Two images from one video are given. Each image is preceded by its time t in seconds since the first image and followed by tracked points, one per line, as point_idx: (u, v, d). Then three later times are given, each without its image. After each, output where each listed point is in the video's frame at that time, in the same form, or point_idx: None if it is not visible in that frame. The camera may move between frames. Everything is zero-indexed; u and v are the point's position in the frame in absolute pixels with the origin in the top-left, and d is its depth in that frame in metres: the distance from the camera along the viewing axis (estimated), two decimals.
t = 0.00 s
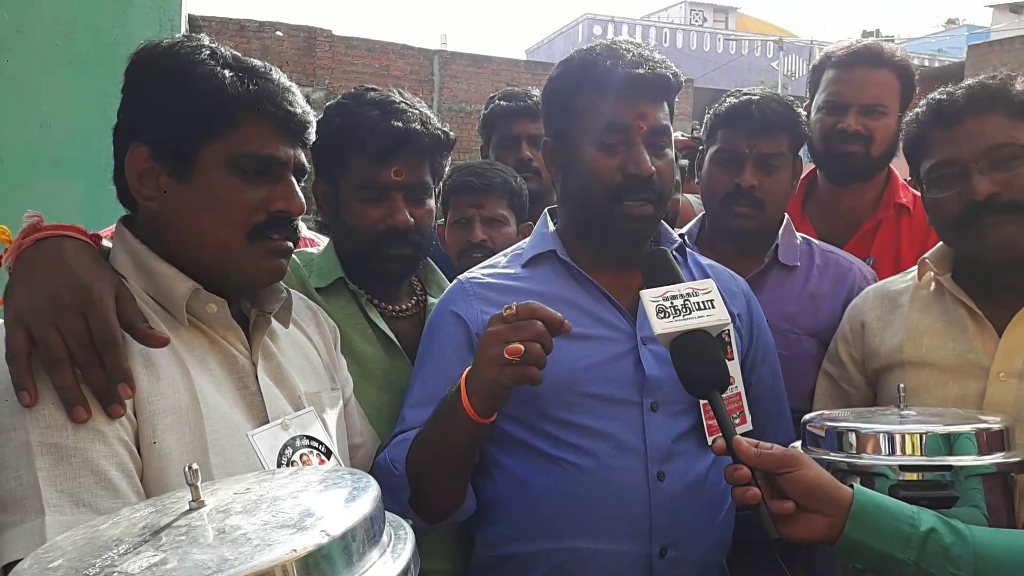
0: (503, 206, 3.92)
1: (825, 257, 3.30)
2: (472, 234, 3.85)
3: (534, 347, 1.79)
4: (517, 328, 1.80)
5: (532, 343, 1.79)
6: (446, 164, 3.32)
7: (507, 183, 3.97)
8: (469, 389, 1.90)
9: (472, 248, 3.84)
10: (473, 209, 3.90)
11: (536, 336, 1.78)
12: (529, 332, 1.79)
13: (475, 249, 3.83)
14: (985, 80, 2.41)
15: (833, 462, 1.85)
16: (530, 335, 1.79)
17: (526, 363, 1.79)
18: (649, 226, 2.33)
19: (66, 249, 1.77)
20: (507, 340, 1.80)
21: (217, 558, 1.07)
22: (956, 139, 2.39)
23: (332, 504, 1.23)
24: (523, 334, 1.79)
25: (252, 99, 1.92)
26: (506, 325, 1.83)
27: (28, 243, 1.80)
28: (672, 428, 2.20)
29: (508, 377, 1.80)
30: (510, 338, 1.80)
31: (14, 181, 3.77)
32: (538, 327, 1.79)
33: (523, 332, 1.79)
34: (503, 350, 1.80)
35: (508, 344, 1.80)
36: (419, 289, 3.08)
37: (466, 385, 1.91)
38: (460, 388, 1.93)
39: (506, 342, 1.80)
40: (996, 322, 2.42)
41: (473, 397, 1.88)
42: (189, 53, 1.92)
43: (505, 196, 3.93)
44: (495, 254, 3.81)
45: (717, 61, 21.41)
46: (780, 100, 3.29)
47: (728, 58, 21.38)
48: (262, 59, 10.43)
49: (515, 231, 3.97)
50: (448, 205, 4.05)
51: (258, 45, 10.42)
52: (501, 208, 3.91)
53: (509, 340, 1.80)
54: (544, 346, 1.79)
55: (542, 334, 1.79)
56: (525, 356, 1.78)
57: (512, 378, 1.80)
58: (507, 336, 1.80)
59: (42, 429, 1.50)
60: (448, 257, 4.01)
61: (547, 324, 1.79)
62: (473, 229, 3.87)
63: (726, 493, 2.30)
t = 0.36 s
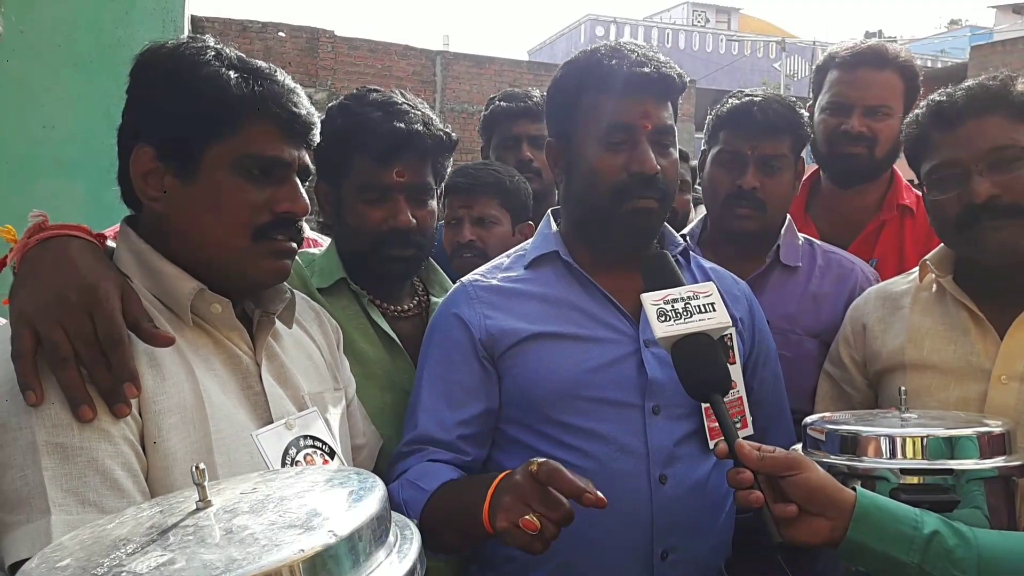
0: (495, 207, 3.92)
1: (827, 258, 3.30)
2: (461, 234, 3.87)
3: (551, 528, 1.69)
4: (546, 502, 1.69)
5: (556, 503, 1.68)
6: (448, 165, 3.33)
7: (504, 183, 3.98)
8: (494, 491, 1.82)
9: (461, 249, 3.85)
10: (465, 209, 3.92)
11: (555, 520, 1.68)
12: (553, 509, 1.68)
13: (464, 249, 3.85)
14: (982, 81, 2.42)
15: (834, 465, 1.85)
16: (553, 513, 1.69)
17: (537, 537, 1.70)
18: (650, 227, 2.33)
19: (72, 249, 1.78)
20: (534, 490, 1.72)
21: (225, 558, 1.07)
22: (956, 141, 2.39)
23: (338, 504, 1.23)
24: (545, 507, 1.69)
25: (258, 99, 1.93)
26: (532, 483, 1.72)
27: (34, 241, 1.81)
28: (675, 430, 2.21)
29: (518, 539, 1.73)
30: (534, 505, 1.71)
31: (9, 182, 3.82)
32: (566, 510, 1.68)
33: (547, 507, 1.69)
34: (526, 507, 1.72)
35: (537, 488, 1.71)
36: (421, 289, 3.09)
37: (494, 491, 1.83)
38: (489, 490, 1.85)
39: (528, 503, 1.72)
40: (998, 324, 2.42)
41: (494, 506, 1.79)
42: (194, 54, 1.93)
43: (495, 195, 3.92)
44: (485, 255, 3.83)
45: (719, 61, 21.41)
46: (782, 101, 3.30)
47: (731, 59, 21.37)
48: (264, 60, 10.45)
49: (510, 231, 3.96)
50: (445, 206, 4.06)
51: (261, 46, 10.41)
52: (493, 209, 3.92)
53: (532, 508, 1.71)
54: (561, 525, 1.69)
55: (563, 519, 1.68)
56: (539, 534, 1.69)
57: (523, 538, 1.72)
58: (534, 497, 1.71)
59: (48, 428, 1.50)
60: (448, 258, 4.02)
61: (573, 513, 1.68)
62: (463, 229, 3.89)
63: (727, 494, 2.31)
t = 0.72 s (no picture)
0: (489, 203, 3.91)
1: (828, 254, 3.30)
2: (453, 230, 3.89)
3: (557, 451, 1.74)
4: (549, 425, 1.74)
5: (559, 426, 1.73)
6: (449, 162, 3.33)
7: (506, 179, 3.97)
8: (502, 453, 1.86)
9: (454, 245, 3.89)
10: (456, 205, 3.93)
11: (561, 441, 1.73)
12: (556, 430, 1.73)
13: (456, 246, 3.89)
14: (978, 79, 2.41)
15: (834, 463, 1.85)
16: (557, 437, 1.73)
17: (545, 463, 1.75)
18: (649, 225, 2.33)
19: (71, 247, 1.78)
20: (534, 419, 1.76)
21: (225, 557, 1.07)
22: (954, 138, 2.39)
23: (338, 503, 1.23)
24: (549, 431, 1.74)
25: (258, 98, 1.92)
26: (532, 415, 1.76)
27: (33, 240, 1.81)
28: (675, 428, 2.21)
29: (529, 471, 1.77)
30: (537, 432, 1.75)
31: (11, 184, 3.79)
32: (569, 430, 1.73)
33: (550, 432, 1.74)
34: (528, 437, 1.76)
35: (536, 417, 1.75)
36: (421, 287, 3.08)
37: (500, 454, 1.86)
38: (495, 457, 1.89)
39: (531, 433, 1.75)
40: (999, 321, 2.42)
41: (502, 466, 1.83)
42: (194, 53, 1.93)
43: (489, 192, 3.91)
44: (475, 251, 3.86)
45: (720, 58, 21.38)
46: (783, 98, 3.29)
47: (731, 56, 21.35)
48: (265, 59, 10.44)
49: (507, 228, 3.94)
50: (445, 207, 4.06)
51: (261, 44, 10.37)
52: (486, 206, 3.90)
53: (536, 435, 1.75)
54: (568, 450, 1.74)
55: (573, 435, 1.73)
56: (547, 458, 1.74)
57: (531, 466, 1.76)
58: (537, 427, 1.75)
59: (48, 427, 1.50)
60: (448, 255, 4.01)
61: (578, 431, 1.73)
62: (455, 225, 3.91)
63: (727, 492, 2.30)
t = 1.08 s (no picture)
0: (499, 206, 3.91)
1: (825, 256, 3.30)
2: (466, 235, 3.86)
3: (550, 516, 1.67)
4: (544, 490, 1.68)
5: (552, 492, 1.66)
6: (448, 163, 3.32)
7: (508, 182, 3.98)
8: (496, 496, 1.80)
9: (465, 250, 3.86)
10: (467, 209, 3.91)
11: (553, 507, 1.67)
12: (549, 496, 1.66)
13: (468, 250, 3.85)
14: (971, 80, 2.40)
15: (832, 465, 1.85)
16: (550, 500, 1.67)
17: (536, 526, 1.69)
18: (646, 226, 2.32)
19: (67, 249, 1.77)
20: (529, 478, 1.71)
21: (218, 558, 1.07)
22: (947, 140, 2.39)
23: (332, 504, 1.23)
24: (542, 495, 1.68)
25: (255, 98, 1.92)
26: (527, 473, 1.72)
27: (29, 242, 1.81)
28: (673, 430, 2.20)
29: (519, 532, 1.72)
30: (531, 495, 1.70)
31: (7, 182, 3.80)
32: (564, 493, 1.66)
33: (544, 494, 1.68)
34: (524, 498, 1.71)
35: (532, 477, 1.71)
36: (420, 288, 3.08)
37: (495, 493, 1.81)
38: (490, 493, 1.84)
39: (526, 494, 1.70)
40: (996, 323, 2.42)
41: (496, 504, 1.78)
42: (192, 52, 1.92)
43: (499, 194, 3.91)
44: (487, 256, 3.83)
45: (718, 59, 21.39)
46: (780, 99, 3.29)
47: (730, 57, 21.36)
48: (263, 59, 10.43)
49: (514, 232, 3.98)
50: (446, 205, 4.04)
51: (259, 45, 10.32)
52: (494, 208, 3.91)
53: (530, 497, 1.70)
54: (561, 515, 1.67)
55: (564, 503, 1.66)
56: (538, 522, 1.68)
57: (523, 529, 1.71)
58: (532, 488, 1.70)
59: (42, 430, 1.50)
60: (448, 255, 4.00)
61: (573, 500, 1.66)
62: (467, 229, 3.88)
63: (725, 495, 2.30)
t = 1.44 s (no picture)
0: (510, 206, 3.92)
1: (829, 255, 3.29)
2: (477, 235, 3.84)
3: (545, 562, 1.66)
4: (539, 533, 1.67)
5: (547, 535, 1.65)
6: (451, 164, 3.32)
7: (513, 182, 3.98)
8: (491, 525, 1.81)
9: (476, 248, 3.83)
10: (478, 208, 3.89)
11: (549, 554, 1.65)
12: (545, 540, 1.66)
13: (479, 249, 3.83)
14: (970, 82, 2.39)
15: (837, 465, 1.84)
16: (546, 548, 1.65)
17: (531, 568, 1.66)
18: (648, 227, 2.32)
19: (72, 250, 1.77)
20: (528, 525, 1.69)
21: (220, 560, 1.06)
22: (948, 141, 2.39)
23: (335, 506, 1.22)
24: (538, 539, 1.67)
25: (262, 101, 1.92)
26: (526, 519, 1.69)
27: (36, 243, 1.80)
28: (677, 431, 2.20)
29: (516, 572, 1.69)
30: (529, 539, 1.69)
31: (15, 184, 3.80)
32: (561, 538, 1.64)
33: (541, 543, 1.66)
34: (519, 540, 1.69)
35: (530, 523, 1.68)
36: (423, 289, 3.08)
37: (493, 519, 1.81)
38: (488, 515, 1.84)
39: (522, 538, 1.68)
40: (1001, 322, 2.41)
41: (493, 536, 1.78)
42: (199, 54, 1.92)
43: (510, 195, 3.93)
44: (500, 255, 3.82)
45: (721, 59, 21.38)
46: (782, 99, 3.27)
47: (732, 58, 21.35)
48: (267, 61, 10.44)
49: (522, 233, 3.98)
50: (453, 204, 4.03)
51: (263, 46, 10.44)
52: (505, 208, 3.91)
53: (527, 542, 1.69)
54: (557, 558, 1.66)
55: (562, 547, 1.64)
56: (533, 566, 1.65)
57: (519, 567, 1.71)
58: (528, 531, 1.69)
59: (47, 432, 1.50)
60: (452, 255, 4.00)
61: (570, 543, 1.65)
62: (478, 228, 3.86)
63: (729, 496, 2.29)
